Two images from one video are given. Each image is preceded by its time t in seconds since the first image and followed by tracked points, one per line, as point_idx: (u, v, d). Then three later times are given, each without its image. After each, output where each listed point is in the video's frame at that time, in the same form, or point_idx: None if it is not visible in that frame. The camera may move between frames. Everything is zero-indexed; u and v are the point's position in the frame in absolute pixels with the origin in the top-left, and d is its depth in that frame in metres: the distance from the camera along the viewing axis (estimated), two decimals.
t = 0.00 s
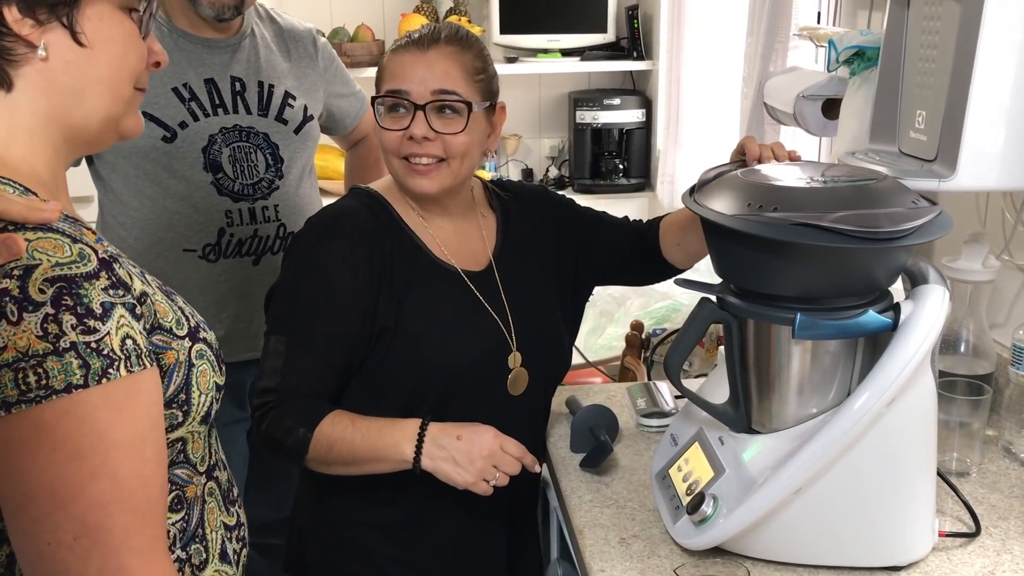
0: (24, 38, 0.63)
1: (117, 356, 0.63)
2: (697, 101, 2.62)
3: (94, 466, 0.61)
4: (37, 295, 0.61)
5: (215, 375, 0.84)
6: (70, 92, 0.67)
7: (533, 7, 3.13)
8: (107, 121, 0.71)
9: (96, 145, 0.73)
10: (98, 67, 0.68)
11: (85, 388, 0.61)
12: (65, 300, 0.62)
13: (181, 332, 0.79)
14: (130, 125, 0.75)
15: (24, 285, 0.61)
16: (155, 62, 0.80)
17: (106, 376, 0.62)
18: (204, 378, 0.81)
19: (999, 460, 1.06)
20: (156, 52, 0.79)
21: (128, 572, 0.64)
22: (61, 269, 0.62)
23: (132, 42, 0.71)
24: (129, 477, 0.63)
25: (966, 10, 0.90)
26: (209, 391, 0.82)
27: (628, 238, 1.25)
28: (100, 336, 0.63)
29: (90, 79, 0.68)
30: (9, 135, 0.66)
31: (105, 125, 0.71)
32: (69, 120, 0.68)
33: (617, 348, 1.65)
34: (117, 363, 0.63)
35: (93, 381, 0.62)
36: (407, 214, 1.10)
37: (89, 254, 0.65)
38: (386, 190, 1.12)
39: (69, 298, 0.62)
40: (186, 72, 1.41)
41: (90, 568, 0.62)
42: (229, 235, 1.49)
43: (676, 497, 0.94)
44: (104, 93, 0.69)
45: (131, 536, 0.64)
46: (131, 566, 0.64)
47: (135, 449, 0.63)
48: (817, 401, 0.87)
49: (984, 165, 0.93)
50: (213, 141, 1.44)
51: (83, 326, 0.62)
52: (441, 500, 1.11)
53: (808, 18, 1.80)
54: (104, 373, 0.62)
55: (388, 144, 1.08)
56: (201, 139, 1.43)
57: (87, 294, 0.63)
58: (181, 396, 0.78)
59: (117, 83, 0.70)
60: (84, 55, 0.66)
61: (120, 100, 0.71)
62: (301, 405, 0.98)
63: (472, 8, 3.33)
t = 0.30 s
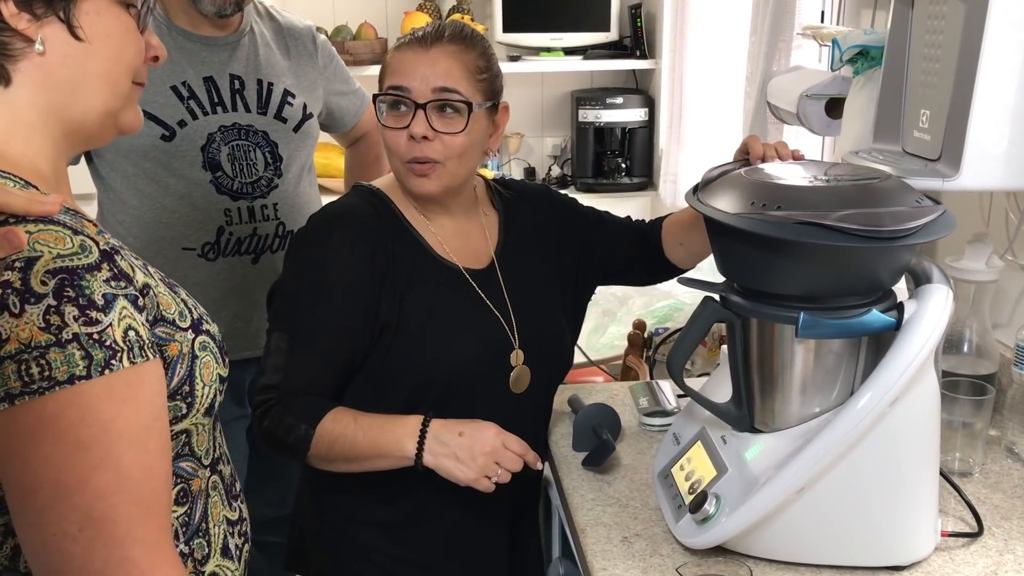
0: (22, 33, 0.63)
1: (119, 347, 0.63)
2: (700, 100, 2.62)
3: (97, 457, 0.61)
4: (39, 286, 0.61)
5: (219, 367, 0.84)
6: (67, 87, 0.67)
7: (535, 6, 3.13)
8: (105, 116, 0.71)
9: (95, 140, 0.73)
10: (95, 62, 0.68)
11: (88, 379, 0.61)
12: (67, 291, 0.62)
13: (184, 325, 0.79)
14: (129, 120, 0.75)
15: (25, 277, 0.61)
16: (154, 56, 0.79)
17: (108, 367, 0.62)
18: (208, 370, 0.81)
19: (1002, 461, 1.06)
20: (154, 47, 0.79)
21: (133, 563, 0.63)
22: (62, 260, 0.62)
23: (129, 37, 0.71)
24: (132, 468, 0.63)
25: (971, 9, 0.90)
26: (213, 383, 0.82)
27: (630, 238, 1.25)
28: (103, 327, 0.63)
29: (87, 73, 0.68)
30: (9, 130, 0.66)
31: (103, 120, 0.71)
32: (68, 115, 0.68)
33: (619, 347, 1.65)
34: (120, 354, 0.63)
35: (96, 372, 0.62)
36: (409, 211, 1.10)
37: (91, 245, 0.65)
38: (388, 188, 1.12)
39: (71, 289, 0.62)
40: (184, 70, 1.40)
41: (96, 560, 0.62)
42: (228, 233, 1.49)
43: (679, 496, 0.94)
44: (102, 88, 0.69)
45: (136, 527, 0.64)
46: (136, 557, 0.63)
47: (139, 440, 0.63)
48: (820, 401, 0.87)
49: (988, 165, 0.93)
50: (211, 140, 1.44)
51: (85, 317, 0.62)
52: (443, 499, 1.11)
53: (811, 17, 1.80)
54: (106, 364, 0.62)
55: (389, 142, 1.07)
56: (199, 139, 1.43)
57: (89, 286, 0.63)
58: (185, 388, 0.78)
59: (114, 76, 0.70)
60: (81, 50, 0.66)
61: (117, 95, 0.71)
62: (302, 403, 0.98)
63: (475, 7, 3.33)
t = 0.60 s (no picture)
0: (31, 34, 0.63)
1: (129, 343, 0.64)
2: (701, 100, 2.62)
3: (107, 453, 0.61)
4: (50, 283, 0.61)
5: (223, 364, 0.84)
6: (74, 88, 0.67)
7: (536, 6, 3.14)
8: (110, 117, 0.71)
9: (99, 141, 0.73)
10: (102, 64, 0.68)
11: (99, 374, 0.61)
12: (77, 288, 0.62)
13: (190, 322, 0.79)
14: (133, 122, 0.75)
15: (36, 273, 0.61)
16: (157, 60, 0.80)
17: (119, 363, 0.63)
18: (212, 367, 0.81)
19: (1003, 461, 1.06)
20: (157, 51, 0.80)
21: (142, 557, 0.64)
22: (72, 257, 0.63)
23: (136, 39, 0.71)
24: (142, 464, 0.63)
25: (973, 10, 0.90)
26: (217, 380, 0.82)
27: (631, 239, 1.25)
28: (113, 323, 0.63)
29: (94, 75, 0.68)
30: (17, 129, 0.66)
31: (108, 121, 0.71)
32: (74, 116, 0.68)
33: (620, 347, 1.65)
34: (129, 350, 0.63)
35: (107, 367, 0.62)
36: (411, 210, 1.10)
37: (100, 242, 0.66)
38: (390, 188, 1.12)
39: (81, 286, 0.62)
40: (184, 71, 1.41)
41: (105, 554, 0.63)
42: (229, 234, 1.49)
43: (681, 495, 0.94)
44: (108, 90, 0.69)
45: (144, 523, 0.64)
46: (144, 552, 0.64)
47: (149, 436, 0.64)
48: (821, 401, 0.87)
49: (989, 166, 0.93)
50: (212, 140, 1.44)
51: (95, 313, 0.62)
52: (444, 499, 1.11)
53: (813, 18, 1.80)
54: (117, 360, 0.62)
55: (390, 144, 1.08)
56: (199, 139, 1.43)
57: (99, 282, 0.63)
58: (191, 385, 0.78)
59: (120, 79, 0.70)
60: (89, 52, 0.67)
61: (123, 97, 0.71)
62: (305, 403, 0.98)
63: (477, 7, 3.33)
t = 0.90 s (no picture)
0: (27, 31, 0.63)
1: (130, 345, 0.64)
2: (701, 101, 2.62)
3: (109, 454, 0.61)
4: (51, 286, 0.61)
5: (222, 365, 0.84)
6: (68, 88, 0.67)
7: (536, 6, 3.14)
8: (102, 121, 0.71)
9: (90, 145, 0.73)
10: (97, 68, 0.68)
11: (100, 377, 0.62)
12: (78, 290, 0.62)
13: (190, 323, 0.79)
14: (124, 128, 0.76)
15: (37, 276, 0.61)
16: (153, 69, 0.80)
17: (120, 365, 0.63)
18: (212, 368, 0.81)
19: (1003, 461, 1.07)
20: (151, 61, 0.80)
21: (144, 558, 0.64)
22: (73, 259, 0.63)
23: (132, 46, 0.71)
24: (143, 465, 0.63)
25: (973, 10, 0.90)
26: (216, 381, 0.82)
27: (630, 240, 1.25)
28: (114, 325, 0.63)
29: (89, 77, 0.68)
30: (12, 130, 0.67)
31: (101, 125, 0.71)
32: (68, 116, 0.68)
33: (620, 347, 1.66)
34: (130, 352, 0.64)
35: (108, 369, 0.62)
36: (411, 209, 1.11)
37: (100, 244, 0.66)
38: (391, 188, 1.12)
39: (82, 288, 0.62)
40: (183, 71, 1.41)
41: (106, 555, 0.63)
42: (228, 233, 1.50)
43: (681, 494, 0.94)
44: (102, 94, 0.69)
45: (146, 524, 0.64)
46: (146, 553, 0.64)
47: (150, 437, 0.64)
48: (821, 400, 0.87)
49: (990, 167, 0.93)
50: (211, 140, 1.44)
51: (96, 315, 0.63)
52: (445, 498, 1.11)
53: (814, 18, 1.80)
54: (118, 362, 0.63)
55: (392, 151, 1.08)
56: (198, 139, 1.43)
57: (99, 284, 0.63)
58: (190, 386, 0.79)
59: (113, 84, 0.70)
60: (85, 54, 0.67)
61: (116, 102, 0.71)
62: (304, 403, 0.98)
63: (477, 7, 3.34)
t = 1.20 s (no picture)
0: (22, 28, 0.63)
1: (124, 348, 0.64)
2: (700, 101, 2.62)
3: (101, 458, 0.61)
4: (43, 288, 0.61)
5: (219, 367, 0.84)
6: (66, 84, 0.67)
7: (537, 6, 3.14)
8: (101, 118, 0.71)
9: (90, 144, 0.73)
10: (95, 64, 0.68)
11: (93, 380, 0.61)
12: (72, 292, 0.62)
13: (187, 325, 0.79)
14: (122, 126, 0.76)
15: (30, 278, 0.61)
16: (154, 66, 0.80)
17: (113, 368, 0.63)
18: (209, 370, 0.81)
19: (1003, 461, 1.07)
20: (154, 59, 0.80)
21: (136, 563, 0.64)
22: (67, 261, 0.63)
23: (131, 42, 0.71)
24: (136, 469, 0.63)
25: (974, 10, 0.90)
26: (213, 383, 0.82)
27: (628, 238, 1.25)
28: (107, 328, 0.63)
29: (87, 74, 0.68)
30: (11, 130, 0.66)
31: (100, 122, 0.71)
32: (67, 114, 0.68)
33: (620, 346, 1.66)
34: (124, 355, 0.64)
35: (101, 373, 0.62)
36: (411, 208, 1.11)
37: (95, 246, 0.66)
38: (390, 187, 1.12)
39: (75, 290, 0.62)
40: (182, 70, 1.41)
41: (98, 559, 0.63)
42: (227, 233, 1.49)
43: (681, 494, 0.94)
44: (100, 90, 0.69)
45: (138, 528, 0.64)
46: (139, 557, 0.64)
47: (143, 441, 0.64)
48: (821, 400, 0.87)
49: (991, 166, 0.93)
50: (210, 139, 1.44)
51: (89, 318, 0.62)
52: (444, 497, 1.11)
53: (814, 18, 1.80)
54: (111, 365, 0.63)
55: (393, 150, 1.08)
56: (197, 138, 1.43)
57: (93, 286, 0.63)
58: (186, 388, 0.78)
59: (112, 81, 0.70)
60: (83, 50, 0.67)
61: (115, 98, 0.71)
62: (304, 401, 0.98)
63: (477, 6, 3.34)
